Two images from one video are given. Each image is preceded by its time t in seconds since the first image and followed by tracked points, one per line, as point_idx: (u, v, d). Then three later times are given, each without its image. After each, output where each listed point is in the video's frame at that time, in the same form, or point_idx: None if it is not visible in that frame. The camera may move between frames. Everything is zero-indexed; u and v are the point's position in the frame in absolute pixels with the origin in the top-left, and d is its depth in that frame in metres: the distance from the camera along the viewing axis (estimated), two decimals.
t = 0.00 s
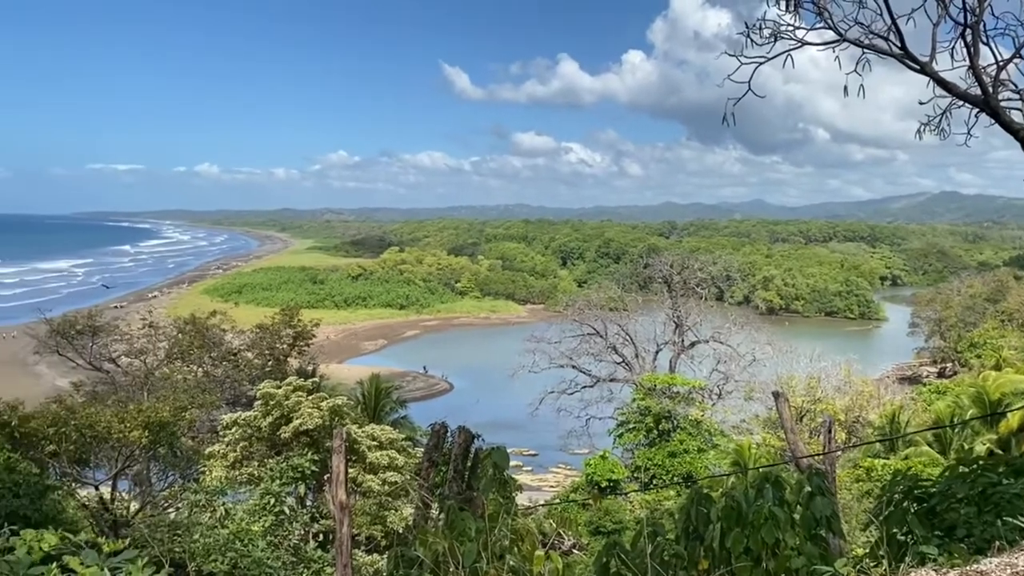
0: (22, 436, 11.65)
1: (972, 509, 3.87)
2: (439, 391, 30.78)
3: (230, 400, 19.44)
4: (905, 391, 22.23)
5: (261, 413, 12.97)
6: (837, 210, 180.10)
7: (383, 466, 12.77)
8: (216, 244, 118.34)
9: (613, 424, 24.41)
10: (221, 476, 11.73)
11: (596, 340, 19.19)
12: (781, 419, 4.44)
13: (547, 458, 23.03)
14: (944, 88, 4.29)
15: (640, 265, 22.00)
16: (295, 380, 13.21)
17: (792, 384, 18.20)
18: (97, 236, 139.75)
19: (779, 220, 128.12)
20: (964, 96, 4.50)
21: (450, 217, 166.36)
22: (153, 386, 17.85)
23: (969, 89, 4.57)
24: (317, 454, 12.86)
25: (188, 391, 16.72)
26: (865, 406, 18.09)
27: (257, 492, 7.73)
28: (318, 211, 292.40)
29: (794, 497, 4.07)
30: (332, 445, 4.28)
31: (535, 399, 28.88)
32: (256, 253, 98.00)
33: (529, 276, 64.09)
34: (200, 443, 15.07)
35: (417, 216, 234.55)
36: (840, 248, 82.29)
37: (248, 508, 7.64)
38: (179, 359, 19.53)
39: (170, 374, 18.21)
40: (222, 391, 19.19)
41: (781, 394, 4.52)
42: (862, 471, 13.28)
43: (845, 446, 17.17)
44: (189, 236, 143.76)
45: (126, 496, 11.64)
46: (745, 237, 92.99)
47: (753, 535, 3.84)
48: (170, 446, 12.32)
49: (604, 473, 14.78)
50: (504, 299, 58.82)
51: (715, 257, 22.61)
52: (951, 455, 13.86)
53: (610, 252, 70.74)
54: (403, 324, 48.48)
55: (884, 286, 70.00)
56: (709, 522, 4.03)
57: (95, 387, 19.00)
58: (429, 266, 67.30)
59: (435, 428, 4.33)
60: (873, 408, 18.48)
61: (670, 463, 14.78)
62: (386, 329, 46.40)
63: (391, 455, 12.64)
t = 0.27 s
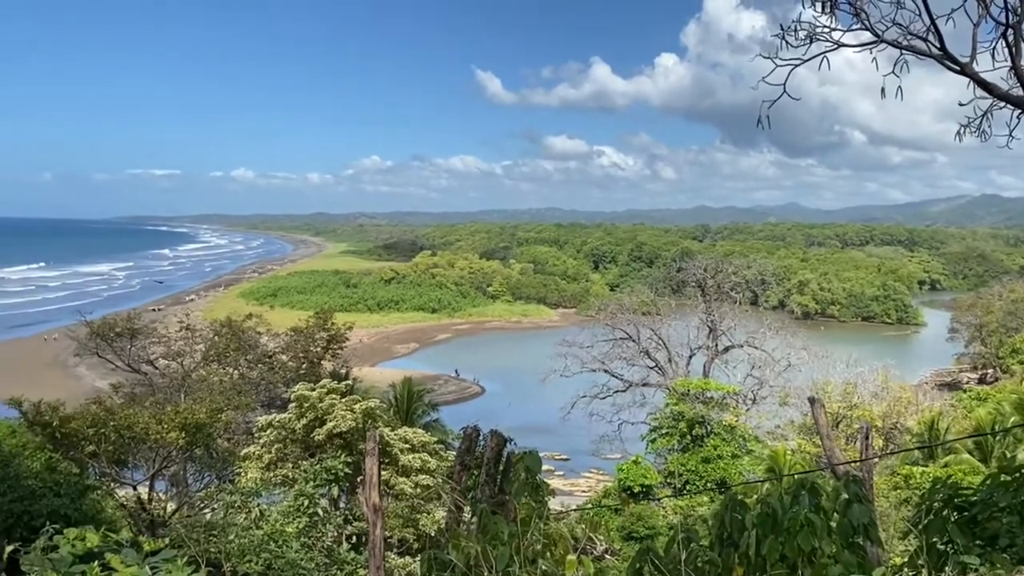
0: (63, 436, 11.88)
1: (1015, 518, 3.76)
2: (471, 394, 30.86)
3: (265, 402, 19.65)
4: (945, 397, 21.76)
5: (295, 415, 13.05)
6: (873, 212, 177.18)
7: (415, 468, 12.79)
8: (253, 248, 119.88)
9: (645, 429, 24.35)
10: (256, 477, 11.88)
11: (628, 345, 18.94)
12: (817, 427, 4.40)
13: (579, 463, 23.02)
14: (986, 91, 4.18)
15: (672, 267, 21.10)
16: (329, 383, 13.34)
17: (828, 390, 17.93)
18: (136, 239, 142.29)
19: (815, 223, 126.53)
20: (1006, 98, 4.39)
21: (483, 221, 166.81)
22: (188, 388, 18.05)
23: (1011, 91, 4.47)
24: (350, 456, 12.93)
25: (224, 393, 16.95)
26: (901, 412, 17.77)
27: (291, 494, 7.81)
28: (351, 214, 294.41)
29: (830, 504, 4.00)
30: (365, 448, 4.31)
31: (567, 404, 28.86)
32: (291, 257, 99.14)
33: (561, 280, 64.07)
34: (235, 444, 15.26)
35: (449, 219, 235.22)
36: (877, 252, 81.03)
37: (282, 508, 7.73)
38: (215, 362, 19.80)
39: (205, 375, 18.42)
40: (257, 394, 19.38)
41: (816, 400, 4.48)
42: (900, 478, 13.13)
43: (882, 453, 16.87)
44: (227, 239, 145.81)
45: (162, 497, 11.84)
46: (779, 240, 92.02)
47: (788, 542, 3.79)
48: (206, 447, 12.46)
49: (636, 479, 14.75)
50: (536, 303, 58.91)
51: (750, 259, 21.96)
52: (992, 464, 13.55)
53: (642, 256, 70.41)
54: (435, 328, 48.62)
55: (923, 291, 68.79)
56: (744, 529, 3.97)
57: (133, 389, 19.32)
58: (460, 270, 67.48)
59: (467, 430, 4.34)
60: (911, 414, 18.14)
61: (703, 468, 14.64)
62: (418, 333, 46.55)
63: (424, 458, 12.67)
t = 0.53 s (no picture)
0: (101, 437, 12.06)
1: None
2: (501, 398, 30.86)
3: (298, 405, 19.80)
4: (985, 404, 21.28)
5: (327, 418, 13.16)
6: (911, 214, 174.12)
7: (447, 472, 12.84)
8: (288, 251, 121.17)
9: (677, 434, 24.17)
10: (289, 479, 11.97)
11: (660, 349, 18.69)
12: (853, 432, 4.34)
13: (610, 467, 22.92)
14: None
15: (705, 271, 21.00)
16: (361, 386, 13.51)
17: (863, 396, 17.64)
18: (173, 242, 144.61)
19: (851, 227, 124.90)
20: None
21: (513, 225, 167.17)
22: (223, 390, 18.24)
23: None
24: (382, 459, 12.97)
25: (258, 395, 17.10)
26: (939, 419, 17.40)
27: (324, 496, 7.83)
28: (382, 218, 296.42)
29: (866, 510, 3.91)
30: (397, 451, 4.33)
31: (597, 408, 28.75)
32: (325, 261, 100.04)
33: (592, 284, 63.98)
34: (269, 445, 15.40)
35: (480, 223, 235.56)
36: (914, 256, 79.74)
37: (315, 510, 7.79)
38: (250, 365, 20.02)
39: (239, 378, 18.60)
40: (291, 396, 19.51)
41: (851, 405, 4.42)
42: (938, 485, 13.02)
43: (919, 460, 16.54)
44: (261, 243, 147.57)
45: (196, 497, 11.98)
46: (813, 244, 90.99)
47: (824, 550, 3.72)
48: (240, 449, 12.58)
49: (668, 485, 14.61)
50: (567, 307, 58.84)
51: (784, 263, 21.58)
52: None
53: (674, 260, 69.97)
54: (466, 331, 48.67)
55: (962, 295, 67.52)
56: (778, 535, 3.90)
57: (169, 390, 19.60)
58: (491, 273, 67.60)
59: (498, 434, 4.32)
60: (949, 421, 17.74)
61: (736, 474, 14.52)
62: (449, 336, 46.61)
63: (455, 461, 12.68)
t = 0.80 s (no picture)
0: (138, 437, 12.47)
1: None
2: (531, 402, 30.86)
3: (330, 407, 19.95)
4: None
5: (359, 419, 13.26)
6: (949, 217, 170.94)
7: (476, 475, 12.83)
8: (320, 255, 122.34)
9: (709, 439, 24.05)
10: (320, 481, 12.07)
11: (692, 354, 18.55)
12: (889, 439, 4.27)
13: (640, 472, 22.83)
14: None
15: (737, 275, 20.99)
16: (392, 389, 13.55)
17: (899, 402, 17.34)
18: (208, 247, 146.91)
19: (886, 229, 123.10)
20: None
21: (544, 228, 167.31)
22: (256, 392, 18.43)
23: None
24: (413, 462, 13.01)
25: (290, 397, 17.26)
26: (979, 425, 16.96)
27: (355, 498, 7.90)
28: (412, 222, 298.55)
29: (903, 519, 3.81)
30: (428, 453, 4.35)
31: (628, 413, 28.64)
32: (356, 264, 100.85)
33: (622, 288, 63.80)
34: (301, 447, 15.52)
35: (508, 227, 235.63)
36: (952, 260, 78.32)
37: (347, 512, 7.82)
38: (282, 367, 20.26)
39: (272, 380, 18.78)
40: (322, 399, 19.67)
41: (887, 411, 4.34)
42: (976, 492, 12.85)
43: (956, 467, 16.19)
44: (295, 247, 149.34)
45: (230, 498, 12.08)
46: (847, 247, 89.88)
47: (858, 558, 3.66)
48: (273, 451, 12.56)
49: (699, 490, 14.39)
50: (597, 311, 58.71)
51: (817, 267, 21.35)
52: None
53: (706, 263, 69.50)
54: (497, 335, 48.68)
55: (1001, 300, 66.15)
56: (813, 543, 3.83)
57: (203, 391, 19.87)
58: (521, 276, 67.67)
59: (529, 438, 4.30)
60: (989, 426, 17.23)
61: (768, 480, 14.16)
62: (479, 339, 46.66)
63: (485, 465, 12.65)
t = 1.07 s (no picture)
0: (173, 438, 12.65)
1: None
2: (561, 406, 30.78)
3: (361, 409, 20.03)
4: None
5: (390, 422, 13.33)
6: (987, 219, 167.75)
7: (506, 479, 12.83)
8: (352, 259, 123.31)
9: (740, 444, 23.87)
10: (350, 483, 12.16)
11: (723, 359, 18.22)
12: (926, 446, 4.20)
13: (671, 478, 22.68)
14: None
15: (769, 279, 20.63)
16: (422, 391, 13.56)
17: (935, 408, 16.98)
18: (242, 251, 148.99)
19: (923, 232, 121.00)
20: None
21: (573, 231, 167.09)
22: (289, 395, 18.57)
23: None
24: (443, 465, 13.07)
25: (322, 399, 17.38)
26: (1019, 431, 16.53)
27: (387, 500, 7.92)
28: (442, 226, 299.91)
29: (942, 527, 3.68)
30: (459, 456, 4.37)
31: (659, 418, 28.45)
32: (386, 268, 101.47)
33: (653, 291, 63.52)
34: (333, 449, 15.60)
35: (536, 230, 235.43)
36: (991, 263, 76.72)
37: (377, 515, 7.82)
38: (315, 369, 20.42)
39: (304, 382, 18.91)
40: (354, 401, 19.77)
41: (925, 418, 4.27)
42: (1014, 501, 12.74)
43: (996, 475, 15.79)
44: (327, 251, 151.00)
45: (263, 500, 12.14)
46: (883, 251, 88.57)
47: (896, 565, 3.55)
48: (304, 452, 12.64)
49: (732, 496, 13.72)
50: (627, 314, 58.43)
51: (852, 270, 20.95)
52: None
53: (738, 267, 68.88)
54: (526, 338, 48.61)
55: None
56: (848, 550, 3.75)
57: (238, 393, 20.08)
58: (551, 280, 67.62)
59: (559, 442, 4.29)
60: None
61: (801, 487, 13.47)
62: (509, 343, 46.62)
63: (515, 469, 12.63)
